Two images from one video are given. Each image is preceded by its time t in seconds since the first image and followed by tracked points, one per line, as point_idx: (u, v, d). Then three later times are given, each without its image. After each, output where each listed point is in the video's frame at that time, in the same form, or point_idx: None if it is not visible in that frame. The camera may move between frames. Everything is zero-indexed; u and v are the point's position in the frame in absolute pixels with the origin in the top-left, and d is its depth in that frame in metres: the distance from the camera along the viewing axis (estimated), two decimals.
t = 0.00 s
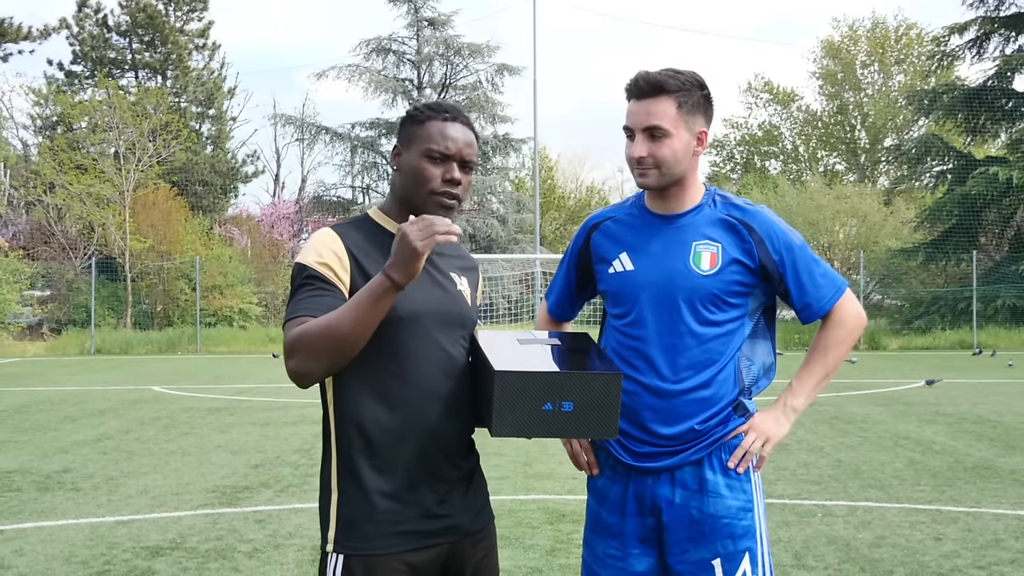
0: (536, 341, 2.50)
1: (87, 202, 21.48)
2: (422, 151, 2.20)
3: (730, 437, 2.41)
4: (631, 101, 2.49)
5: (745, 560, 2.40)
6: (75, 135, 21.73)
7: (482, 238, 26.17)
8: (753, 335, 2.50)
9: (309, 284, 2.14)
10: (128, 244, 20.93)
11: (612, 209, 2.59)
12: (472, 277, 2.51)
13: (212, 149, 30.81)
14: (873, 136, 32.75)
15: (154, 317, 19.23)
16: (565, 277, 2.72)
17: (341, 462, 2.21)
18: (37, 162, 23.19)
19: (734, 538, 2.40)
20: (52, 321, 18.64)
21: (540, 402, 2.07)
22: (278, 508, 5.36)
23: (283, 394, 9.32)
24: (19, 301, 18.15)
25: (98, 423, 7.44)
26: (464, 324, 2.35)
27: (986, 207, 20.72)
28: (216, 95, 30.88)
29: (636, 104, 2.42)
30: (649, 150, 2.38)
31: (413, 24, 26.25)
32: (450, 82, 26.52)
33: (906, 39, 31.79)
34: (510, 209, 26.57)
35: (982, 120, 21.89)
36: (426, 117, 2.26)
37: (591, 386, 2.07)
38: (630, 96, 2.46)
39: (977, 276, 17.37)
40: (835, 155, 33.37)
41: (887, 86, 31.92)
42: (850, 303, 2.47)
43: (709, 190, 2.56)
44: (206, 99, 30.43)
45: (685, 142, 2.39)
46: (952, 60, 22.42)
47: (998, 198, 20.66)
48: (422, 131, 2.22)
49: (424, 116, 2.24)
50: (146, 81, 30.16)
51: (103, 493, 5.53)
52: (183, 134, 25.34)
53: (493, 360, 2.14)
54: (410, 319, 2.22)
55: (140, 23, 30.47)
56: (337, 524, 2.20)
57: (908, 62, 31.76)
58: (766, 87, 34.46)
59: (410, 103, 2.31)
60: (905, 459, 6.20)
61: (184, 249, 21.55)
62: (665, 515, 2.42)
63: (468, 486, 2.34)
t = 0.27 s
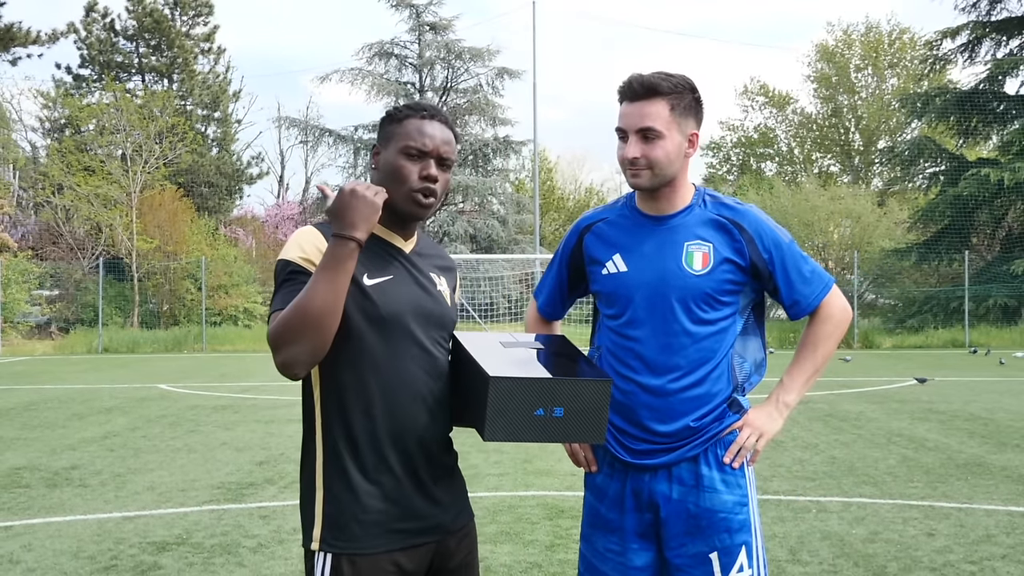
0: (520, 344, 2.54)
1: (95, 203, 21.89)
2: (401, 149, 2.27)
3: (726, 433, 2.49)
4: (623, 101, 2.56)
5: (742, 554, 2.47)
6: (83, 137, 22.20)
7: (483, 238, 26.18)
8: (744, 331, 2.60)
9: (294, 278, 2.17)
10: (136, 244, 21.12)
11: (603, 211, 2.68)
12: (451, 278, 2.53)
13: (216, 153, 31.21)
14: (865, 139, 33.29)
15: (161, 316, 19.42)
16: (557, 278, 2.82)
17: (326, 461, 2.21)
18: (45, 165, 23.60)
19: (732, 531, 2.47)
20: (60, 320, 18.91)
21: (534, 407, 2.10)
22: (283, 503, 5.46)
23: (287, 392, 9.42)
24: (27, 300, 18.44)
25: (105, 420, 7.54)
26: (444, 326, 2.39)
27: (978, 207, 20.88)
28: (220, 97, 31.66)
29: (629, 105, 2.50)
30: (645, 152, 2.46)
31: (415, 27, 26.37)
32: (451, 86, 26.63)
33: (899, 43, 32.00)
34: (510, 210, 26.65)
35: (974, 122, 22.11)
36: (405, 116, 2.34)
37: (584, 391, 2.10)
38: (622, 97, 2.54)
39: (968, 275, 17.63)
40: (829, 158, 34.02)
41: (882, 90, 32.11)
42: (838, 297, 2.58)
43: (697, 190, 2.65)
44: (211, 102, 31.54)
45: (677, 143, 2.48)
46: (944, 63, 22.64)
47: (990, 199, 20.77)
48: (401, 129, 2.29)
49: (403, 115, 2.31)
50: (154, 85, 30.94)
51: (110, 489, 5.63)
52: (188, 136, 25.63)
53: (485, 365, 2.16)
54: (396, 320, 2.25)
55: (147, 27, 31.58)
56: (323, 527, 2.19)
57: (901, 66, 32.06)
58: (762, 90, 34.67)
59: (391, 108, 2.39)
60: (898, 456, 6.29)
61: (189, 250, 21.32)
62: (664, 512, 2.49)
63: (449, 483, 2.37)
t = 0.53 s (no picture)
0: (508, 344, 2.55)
1: (103, 205, 22.37)
2: (399, 155, 2.15)
3: (721, 430, 2.59)
4: (620, 106, 2.60)
5: (736, 548, 2.57)
6: (91, 140, 22.75)
7: (483, 239, 26.33)
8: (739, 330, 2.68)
9: (278, 287, 2.01)
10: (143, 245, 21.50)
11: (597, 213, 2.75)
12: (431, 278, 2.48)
13: (222, 155, 31.79)
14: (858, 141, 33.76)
15: (168, 315, 19.73)
16: (554, 277, 2.88)
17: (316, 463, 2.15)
18: (54, 168, 24.11)
19: (727, 526, 2.57)
20: (69, 319, 19.33)
21: (528, 410, 2.09)
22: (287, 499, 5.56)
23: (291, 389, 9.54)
24: (35, 300, 18.86)
25: (113, 417, 7.65)
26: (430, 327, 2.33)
27: (969, 209, 21.32)
28: (226, 101, 32.68)
29: (629, 111, 2.54)
30: (648, 159, 2.52)
31: (416, 32, 26.35)
32: (452, 90, 26.71)
33: (892, 47, 32.61)
34: (510, 212, 26.81)
35: (966, 125, 22.34)
36: (395, 118, 2.21)
37: (577, 395, 2.10)
38: (619, 103, 2.58)
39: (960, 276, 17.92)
40: (823, 160, 34.52)
41: (875, 93, 32.98)
42: (830, 294, 2.65)
43: (689, 190, 2.72)
44: (217, 105, 32.55)
45: (677, 150, 2.55)
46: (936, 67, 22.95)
47: (982, 201, 21.15)
48: (398, 133, 2.16)
49: (398, 118, 2.19)
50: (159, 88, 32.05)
51: (118, 485, 5.73)
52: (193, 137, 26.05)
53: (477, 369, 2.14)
54: (385, 324, 2.18)
55: (153, 32, 32.20)
56: (317, 530, 2.15)
57: (894, 70, 32.53)
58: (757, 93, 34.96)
59: (379, 105, 2.25)
60: (891, 453, 6.40)
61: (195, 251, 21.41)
62: (661, 507, 2.60)
63: (436, 479, 2.35)
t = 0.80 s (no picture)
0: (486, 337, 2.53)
1: (110, 206, 22.80)
2: (400, 164, 2.17)
3: (715, 428, 2.52)
4: (629, 107, 2.50)
5: (732, 544, 2.49)
6: (98, 143, 23.32)
7: (484, 240, 26.47)
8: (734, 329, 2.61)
9: (296, 282, 2.07)
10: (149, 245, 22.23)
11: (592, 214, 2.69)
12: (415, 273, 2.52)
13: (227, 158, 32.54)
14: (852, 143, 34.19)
15: (173, 315, 20.06)
16: (550, 280, 2.83)
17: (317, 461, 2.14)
18: (63, 170, 24.63)
19: (723, 522, 2.49)
20: (77, 318, 19.66)
21: (530, 401, 2.12)
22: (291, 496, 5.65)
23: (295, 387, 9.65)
24: (44, 300, 19.31)
25: (120, 415, 7.75)
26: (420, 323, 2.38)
27: (961, 210, 21.55)
28: (231, 104, 33.52)
29: (646, 114, 2.45)
30: (670, 165, 2.48)
31: (419, 37, 26.49)
32: (453, 93, 26.89)
33: (885, 52, 33.16)
34: (510, 213, 26.86)
35: (958, 128, 22.65)
36: (360, 118, 2.18)
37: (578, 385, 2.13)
38: (633, 105, 2.48)
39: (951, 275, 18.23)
40: (818, 162, 34.98)
41: (868, 97, 33.34)
42: (824, 292, 2.59)
43: (683, 192, 2.67)
44: (222, 108, 33.36)
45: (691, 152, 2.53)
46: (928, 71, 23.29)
47: (973, 202, 21.40)
48: (394, 141, 2.16)
49: (391, 125, 2.18)
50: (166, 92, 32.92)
51: (125, 481, 5.83)
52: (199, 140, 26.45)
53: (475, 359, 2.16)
54: (381, 322, 2.19)
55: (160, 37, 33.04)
56: (317, 528, 2.14)
57: (887, 74, 33.01)
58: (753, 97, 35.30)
59: (347, 103, 2.25)
60: (885, 450, 6.50)
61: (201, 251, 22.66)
62: (656, 503, 2.51)
63: (428, 477, 2.35)
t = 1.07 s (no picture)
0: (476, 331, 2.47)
1: (117, 208, 23.52)
2: (398, 171, 2.16)
3: (715, 423, 2.54)
4: (626, 115, 2.55)
5: (732, 538, 2.52)
6: (106, 146, 23.93)
7: (484, 241, 26.66)
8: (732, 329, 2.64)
9: (309, 314, 1.97)
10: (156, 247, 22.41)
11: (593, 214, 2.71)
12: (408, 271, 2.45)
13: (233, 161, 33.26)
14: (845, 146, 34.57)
15: (180, 314, 20.24)
16: (549, 279, 2.85)
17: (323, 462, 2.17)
18: (71, 171, 25.13)
19: (723, 517, 2.51)
20: (84, 318, 19.96)
21: (525, 392, 2.12)
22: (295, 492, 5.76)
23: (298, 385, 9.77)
24: (53, 299, 19.74)
25: (127, 412, 7.87)
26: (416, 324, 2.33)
27: (952, 212, 21.81)
28: (236, 108, 34.15)
29: (641, 121, 2.50)
30: (665, 169, 2.50)
31: (420, 41, 26.59)
32: (454, 97, 27.06)
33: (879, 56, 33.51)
34: (510, 215, 26.96)
35: (949, 131, 22.96)
36: (367, 126, 2.16)
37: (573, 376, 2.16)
38: (629, 113, 2.53)
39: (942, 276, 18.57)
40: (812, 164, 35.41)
41: (862, 100, 33.74)
42: (818, 295, 2.63)
43: (683, 196, 2.71)
44: (227, 112, 33.96)
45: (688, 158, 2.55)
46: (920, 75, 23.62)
47: (964, 204, 21.67)
48: (392, 150, 2.15)
49: (386, 132, 2.16)
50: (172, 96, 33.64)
51: (132, 478, 5.94)
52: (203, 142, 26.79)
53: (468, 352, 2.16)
54: (379, 331, 2.13)
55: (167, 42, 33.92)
56: (321, 527, 2.17)
57: (881, 77, 33.38)
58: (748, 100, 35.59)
59: (342, 109, 2.20)
60: (877, 447, 6.61)
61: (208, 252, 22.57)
62: (658, 499, 2.53)
63: (426, 476, 2.40)
